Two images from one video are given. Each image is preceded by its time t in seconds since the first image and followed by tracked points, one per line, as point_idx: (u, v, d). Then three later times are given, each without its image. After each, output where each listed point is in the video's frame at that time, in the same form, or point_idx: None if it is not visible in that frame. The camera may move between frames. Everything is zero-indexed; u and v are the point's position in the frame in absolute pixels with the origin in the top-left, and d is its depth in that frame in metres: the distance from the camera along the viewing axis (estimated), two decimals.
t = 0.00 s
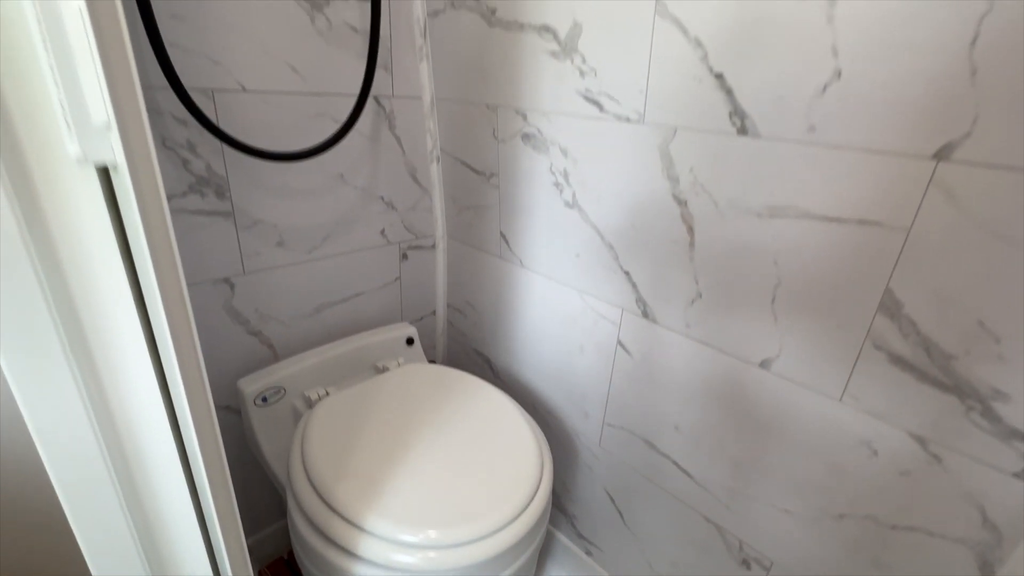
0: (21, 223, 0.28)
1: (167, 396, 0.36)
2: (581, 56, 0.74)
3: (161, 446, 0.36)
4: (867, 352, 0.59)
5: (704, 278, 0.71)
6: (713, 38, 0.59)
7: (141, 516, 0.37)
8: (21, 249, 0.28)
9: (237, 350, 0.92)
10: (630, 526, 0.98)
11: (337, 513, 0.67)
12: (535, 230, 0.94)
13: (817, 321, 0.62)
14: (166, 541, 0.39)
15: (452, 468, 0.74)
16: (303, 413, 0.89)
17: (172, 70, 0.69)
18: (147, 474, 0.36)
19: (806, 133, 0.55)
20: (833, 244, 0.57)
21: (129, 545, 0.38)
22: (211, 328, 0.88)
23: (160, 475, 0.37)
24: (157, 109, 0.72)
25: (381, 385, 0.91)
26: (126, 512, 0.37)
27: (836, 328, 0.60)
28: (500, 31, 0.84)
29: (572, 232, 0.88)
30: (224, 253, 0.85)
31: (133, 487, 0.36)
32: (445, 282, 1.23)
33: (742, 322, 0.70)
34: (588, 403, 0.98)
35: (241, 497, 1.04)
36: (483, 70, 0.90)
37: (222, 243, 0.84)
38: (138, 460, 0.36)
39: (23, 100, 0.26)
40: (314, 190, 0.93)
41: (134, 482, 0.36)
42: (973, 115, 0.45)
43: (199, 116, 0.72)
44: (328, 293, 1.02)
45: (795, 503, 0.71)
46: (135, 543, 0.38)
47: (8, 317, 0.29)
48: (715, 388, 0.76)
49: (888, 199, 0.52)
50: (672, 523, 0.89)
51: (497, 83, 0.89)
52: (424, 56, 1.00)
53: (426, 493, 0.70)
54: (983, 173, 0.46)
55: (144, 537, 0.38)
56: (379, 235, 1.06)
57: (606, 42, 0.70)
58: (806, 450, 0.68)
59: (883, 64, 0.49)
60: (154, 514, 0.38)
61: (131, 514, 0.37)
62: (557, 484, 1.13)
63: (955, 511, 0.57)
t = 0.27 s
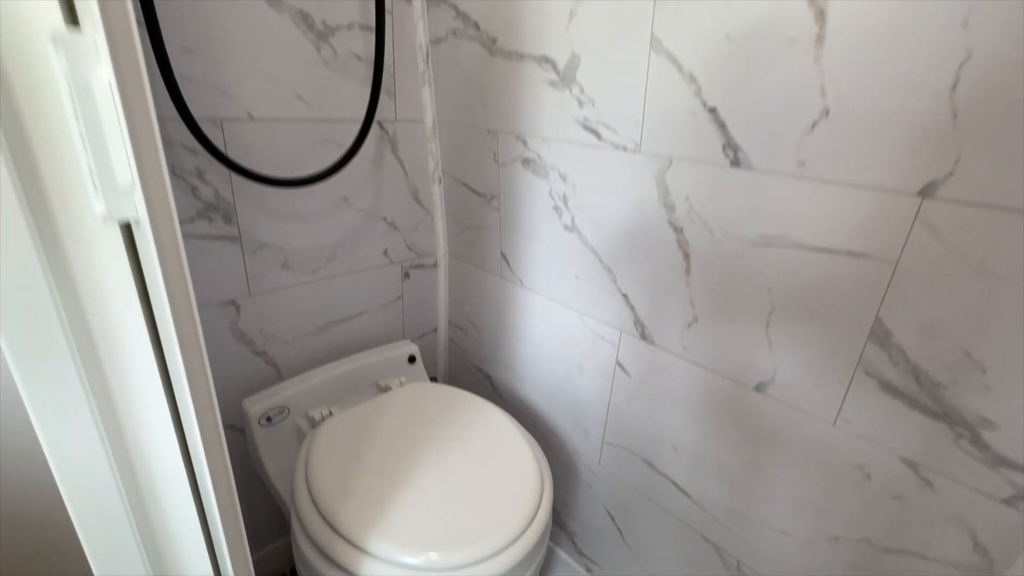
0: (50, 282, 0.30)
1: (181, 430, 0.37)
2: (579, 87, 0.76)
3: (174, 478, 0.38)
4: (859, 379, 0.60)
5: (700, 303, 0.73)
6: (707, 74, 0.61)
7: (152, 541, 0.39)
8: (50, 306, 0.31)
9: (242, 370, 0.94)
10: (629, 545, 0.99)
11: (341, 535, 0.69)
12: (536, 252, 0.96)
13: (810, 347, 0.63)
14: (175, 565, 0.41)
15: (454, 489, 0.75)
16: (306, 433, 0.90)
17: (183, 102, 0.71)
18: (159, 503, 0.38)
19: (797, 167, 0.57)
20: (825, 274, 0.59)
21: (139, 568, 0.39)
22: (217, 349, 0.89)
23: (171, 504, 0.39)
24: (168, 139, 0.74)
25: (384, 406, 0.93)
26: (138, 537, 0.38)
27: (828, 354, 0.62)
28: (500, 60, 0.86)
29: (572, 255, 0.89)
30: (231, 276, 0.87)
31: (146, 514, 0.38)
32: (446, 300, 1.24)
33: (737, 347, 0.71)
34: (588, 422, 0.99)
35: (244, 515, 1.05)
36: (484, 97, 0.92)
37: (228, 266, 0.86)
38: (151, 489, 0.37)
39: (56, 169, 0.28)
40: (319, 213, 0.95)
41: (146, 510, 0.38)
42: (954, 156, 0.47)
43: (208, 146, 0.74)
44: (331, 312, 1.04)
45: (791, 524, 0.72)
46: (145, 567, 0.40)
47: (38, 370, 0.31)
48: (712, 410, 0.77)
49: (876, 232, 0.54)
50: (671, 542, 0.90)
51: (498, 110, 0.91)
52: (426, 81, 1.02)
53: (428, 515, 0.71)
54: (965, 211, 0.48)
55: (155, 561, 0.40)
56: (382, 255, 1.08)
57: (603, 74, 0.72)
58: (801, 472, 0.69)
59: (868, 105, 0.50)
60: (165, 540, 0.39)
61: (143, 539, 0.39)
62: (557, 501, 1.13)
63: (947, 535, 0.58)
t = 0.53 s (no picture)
0: (75, 337, 0.32)
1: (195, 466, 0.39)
2: (578, 117, 0.78)
3: (185, 510, 0.39)
4: (852, 407, 0.61)
5: (697, 328, 0.74)
6: (701, 110, 0.63)
7: (163, 569, 0.41)
8: (74, 359, 0.32)
9: (247, 392, 0.95)
10: (629, 564, 0.99)
11: (345, 559, 0.70)
12: (536, 275, 0.98)
13: (805, 375, 0.65)
14: None
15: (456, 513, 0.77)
16: (310, 455, 0.91)
17: (193, 135, 0.73)
18: (171, 533, 0.40)
19: (789, 201, 0.59)
20: (818, 304, 0.61)
21: None
22: (223, 371, 0.91)
23: (182, 534, 0.40)
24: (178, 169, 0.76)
25: (387, 427, 0.94)
26: (150, 565, 0.40)
27: (822, 382, 0.63)
28: (501, 89, 0.88)
29: (572, 278, 0.91)
30: (237, 300, 0.89)
31: (158, 544, 0.40)
32: (448, 318, 1.26)
33: (734, 372, 0.72)
34: (588, 442, 1.00)
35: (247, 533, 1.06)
36: (486, 123, 0.94)
37: (235, 290, 0.88)
38: (163, 521, 0.39)
39: (85, 230, 0.30)
40: (323, 237, 0.97)
41: (159, 540, 0.39)
42: (939, 196, 0.49)
43: (217, 176, 0.76)
44: (335, 333, 1.05)
45: (789, 547, 0.73)
46: None
47: (61, 418, 0.33)
48: (709, 433, 0.79)
49: (866, 266, 0.55)
50: (671, 562, 0.91)
51: (499, 136, 0.93)
52: (429, 106, 1.04)
53: (430, 538, 0.72)
54: (951, 248, 0.49)
55: None
56: (385, 275, 1.10)
57: (601, 106, 0.74)
58: (797, 496, 0.70)
59: (856, 145, 0.52)
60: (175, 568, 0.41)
61: (154, 567, 0.40)
62: (558, 519, 1.14)
63: (940, 561, 0.59)
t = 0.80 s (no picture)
0: (95, 376, 0.35)
1: (206, 499, 0.40)
2: (577, 145, 0.80)
3: (195, 538, 0.41)
4: (848, 432, 0.62)
5: (695, 352, 0.76)
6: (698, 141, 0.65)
7: None
8: (93, 396, 0.35)
9: (252, 411, 0.97)
10: None
11: None
12: (537, 295, 0.99)
13: (801, 400, 0.66)
14: None
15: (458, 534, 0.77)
16: (314, 475, 0.92)
17: (202, 164, 0.75)
18: (180, 558, 0.41)
19: (784, 232, 0.60)
20: (813, 332, 0.62)
21: None
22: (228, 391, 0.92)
23: (192, 561, 0.42)
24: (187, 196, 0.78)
25: (390, 447, 0.95)
26: None
27: (819, 407, 0.64)
28: (503, 115, 0.90)
29: (572, 300, 0.92)
30: (243, 322, 0.90)
31: (168, 566, 0.41)
32: (450, 335, 1.27)
33: (732, 396, 0.73)
34: (589, 460, 1.01)
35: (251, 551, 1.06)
36: (487, 147, 0.96)
37: (241, 312, 0.90)
38: (173, 546, 0.41)
39: (109, 278, 0.33)
40: (327, 258, 0.98)
41: (169, 563, 0.41)
42: (928, 231, 0.50)
43: (224, 203, 0.78)
44: (339, 352, 1.07)
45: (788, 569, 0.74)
46: None
47: (81, 447, 0.36)
48: (709, 455, 0.79)
49: (859, 296, 0.56)
50: None
51: (500, 160, 0.95)
52: (432, 129, 1.06)
53: (433, 560, 0.73)
54: (940, 281, 0.51)
55: None
56: (388, 294, 1.11)
57: (600, 135, 0.76)
58: (796, 519, 0.71)
59: (848, 180, 0.54)
60: None
61: None
62: (559, 536, 1.15)
63: None
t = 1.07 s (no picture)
0: (107, 413, 0.35)
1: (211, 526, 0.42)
2: (576, 169, 0.81)
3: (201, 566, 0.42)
4: (843, 456, 0.63)
5: (693, 373, 0.77)
6: (693, 169, 0.66)
7: None
8: (104, 433, 0.36)
9: (255, 429, 0.98)
10: None
11: None
12: (537, 314, 1.00)
13: (797, 423, 0.67)
14: None
15: (459, 553, 0.78)
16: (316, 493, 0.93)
17: (208, 189, 0.77)
18: None
19: (778, 259, 0.61)
20: (808, 357, 0.63)
21: None
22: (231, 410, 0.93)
23: None
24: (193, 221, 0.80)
25: (391, 465, 0.96)
26: None
27: (814, 431, 0.65)
28: (503, 139, 0.92)
29: (571, 319, 0.93)
30: (246, 342, 0.91)
31: None
32: (451, 351, 1.28)
33: (729, 417, 0.74)
34: (589, 478, 1.01)
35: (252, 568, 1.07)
36: (488, 169, 0.98)
37: (245, 332, 0.91)
38: None
39: (121, 319, 0.34)
40: (330, 278, 1.00)
41: None
42: (918, 263, 0.51)
43: (229, 226, 0.80)
44: (341, 369, 1.08)
45: None
46: None
47: (92, 483, 0.37)
48: (707, 475, 0.80)
49: (852, 324, 0.58)
50: None
51: (500, 182, 0.96)
52: (433, 149, 1.08)
53: None
54: (930, 312, 0.52)
55: None
56: (390, 312, 1.12)
57: (598, 161, 0.77)
58: (793, 541, 0.72)
59: (840, 211, 0.55)
60: None
61: None
62: (559, 553, 1.15)
63: None
